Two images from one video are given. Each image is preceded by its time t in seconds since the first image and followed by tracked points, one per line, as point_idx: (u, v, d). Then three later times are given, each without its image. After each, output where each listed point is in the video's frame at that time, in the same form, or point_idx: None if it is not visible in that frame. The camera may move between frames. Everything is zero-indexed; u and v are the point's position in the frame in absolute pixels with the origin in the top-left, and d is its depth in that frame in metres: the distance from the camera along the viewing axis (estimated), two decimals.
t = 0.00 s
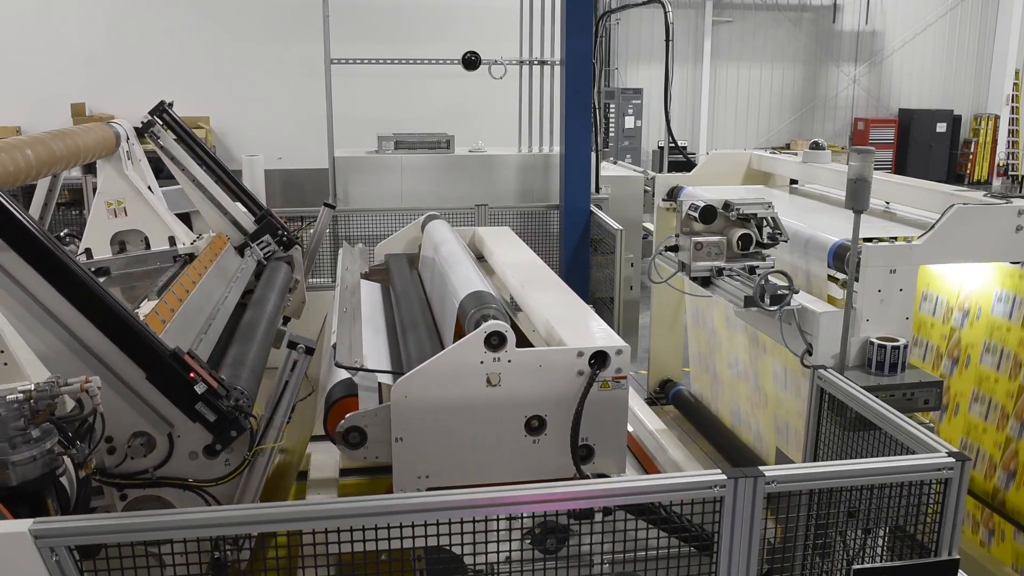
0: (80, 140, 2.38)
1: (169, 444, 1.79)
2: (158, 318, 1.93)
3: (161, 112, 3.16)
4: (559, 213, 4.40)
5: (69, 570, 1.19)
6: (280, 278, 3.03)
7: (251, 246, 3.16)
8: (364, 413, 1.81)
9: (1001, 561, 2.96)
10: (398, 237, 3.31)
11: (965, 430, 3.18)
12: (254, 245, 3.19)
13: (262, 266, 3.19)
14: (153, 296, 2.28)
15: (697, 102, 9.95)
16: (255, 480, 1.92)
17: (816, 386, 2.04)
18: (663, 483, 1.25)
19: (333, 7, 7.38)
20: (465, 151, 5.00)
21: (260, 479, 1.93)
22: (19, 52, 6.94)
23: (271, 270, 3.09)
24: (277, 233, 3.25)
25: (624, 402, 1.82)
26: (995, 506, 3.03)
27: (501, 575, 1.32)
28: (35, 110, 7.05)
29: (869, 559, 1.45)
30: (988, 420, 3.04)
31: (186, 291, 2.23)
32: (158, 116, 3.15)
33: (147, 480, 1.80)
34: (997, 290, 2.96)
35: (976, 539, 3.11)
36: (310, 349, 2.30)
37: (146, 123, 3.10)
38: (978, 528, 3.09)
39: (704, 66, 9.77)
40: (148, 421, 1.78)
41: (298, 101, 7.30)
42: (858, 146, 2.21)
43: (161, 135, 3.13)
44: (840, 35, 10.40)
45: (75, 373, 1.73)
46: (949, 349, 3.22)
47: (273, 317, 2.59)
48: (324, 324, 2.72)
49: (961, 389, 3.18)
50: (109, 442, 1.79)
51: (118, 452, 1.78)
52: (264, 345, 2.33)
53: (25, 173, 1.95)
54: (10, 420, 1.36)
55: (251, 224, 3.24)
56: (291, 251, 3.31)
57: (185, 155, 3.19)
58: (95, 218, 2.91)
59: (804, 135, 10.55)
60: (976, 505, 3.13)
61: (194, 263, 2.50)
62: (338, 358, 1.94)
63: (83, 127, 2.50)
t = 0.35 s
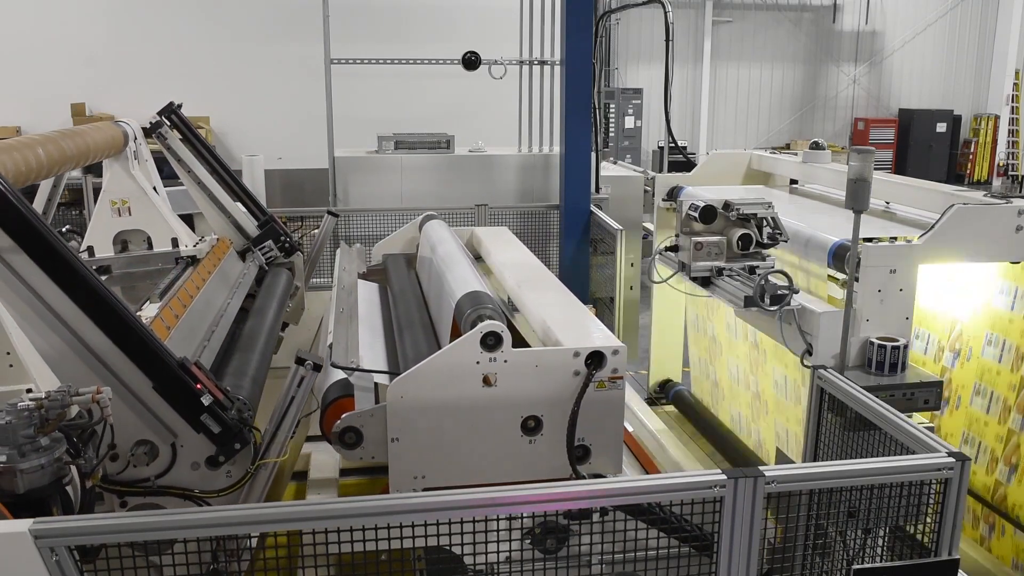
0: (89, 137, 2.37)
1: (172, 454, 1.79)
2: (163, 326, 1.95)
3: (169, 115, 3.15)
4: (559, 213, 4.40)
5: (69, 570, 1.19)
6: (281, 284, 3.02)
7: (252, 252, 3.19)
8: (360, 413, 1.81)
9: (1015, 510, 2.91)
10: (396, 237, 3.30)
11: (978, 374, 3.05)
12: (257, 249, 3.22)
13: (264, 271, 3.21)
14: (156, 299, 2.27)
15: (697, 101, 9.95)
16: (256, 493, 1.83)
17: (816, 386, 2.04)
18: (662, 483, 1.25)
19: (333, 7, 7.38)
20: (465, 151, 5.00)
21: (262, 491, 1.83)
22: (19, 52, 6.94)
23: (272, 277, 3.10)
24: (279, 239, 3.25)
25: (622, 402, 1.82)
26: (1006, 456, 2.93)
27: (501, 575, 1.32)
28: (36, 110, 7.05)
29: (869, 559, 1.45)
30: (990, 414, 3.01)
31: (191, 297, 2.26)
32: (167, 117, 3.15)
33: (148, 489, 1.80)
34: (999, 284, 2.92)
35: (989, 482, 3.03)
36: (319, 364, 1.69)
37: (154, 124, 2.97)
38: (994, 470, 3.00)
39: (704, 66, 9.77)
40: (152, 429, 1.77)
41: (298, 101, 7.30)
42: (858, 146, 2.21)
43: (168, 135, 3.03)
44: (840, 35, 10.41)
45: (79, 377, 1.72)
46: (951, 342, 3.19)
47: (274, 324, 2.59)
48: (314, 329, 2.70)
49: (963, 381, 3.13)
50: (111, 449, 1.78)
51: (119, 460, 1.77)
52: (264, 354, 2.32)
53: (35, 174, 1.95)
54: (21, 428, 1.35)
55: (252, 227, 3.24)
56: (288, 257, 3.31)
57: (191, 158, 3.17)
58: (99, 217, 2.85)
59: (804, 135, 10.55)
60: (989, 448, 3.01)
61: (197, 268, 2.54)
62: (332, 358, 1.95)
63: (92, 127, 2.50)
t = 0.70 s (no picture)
0: (97, 136, 2.37)
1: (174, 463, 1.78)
2: (167, 331, 1.97)
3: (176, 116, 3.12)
4: (559, 213, 4.39)
5: (69, 570, 1.19)
6: (281, 292, 3.00)
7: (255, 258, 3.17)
8: (356, 414, 1.81)
9: (1016, 501, 2.94)
10: (393, 237, 3.29)
11: (992, 317, 2.98)
12: (258, 254, 3.20)
13: (266, 277, 3.19)
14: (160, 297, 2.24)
15: (697, 101, 9.94)
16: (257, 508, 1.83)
17: (816, 385, 2.05)
18: (663, 483, 1.25)
19: (333, 7, 7.38)
20: (465, 151, 5.00)
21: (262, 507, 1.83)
22: (19, 52, 6.94)
23: (273, 283, 3.09)
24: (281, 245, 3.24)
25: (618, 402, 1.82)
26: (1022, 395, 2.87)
27: (501, 575, 1.32)
28: (36, 110, 7.06)
29: (869, 559, 1.45)
30: (993, 406, 3.01)
31: (194, 303, 2.29)
32: (174, 118, 3.12)
33: (149, 496, 1.80)
34: (1001, 276, 2.92)
35: (1004, 423, 2.97)
36: (326, 380, 1.70)
37: (163, 124, 3.05)
38: (1010, 410, 2.93)
39: (704, 66, 9.77)
40: (156, 438, 1.76)
41: (297, 100, 7.29)
42: (858, 146, 2.21)
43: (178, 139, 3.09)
44: (840, 35, 10.41)
45: (84, 380, 1.71)
46: (952, 336, 3.18)
47: (274, 331, 2.59)
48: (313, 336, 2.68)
49: (976, 326, 3.05)
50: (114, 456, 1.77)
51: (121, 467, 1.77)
52: (264, 360, 2.31)
53: (47, 173, 1.94)
54: (29, 436, 1.34)
55: (256, 231, 3.25)
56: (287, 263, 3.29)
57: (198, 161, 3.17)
58: (103, 215, 2.85)
59: (804, 135, 10.55)
60: (1003, 391, 2.95)
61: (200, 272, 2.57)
62: (328, 358, 1.95)
63: (99, 126, 2.48)
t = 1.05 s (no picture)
0: (107, 137, 2.37)
1: (175, 473, 1.77)
2: (171, 337, 2.00)
3: (185, 118, 3.16)
4: (559, 213, 4.39)
5: (69, 570, 1.19)
6: (280, 300, 2.97)
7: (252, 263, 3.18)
8: (353, 414, 1.81)
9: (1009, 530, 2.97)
10: (390, 238, 3.29)
11: (984, 346, 3.04)
12: (259, 259, 3.21)
13: (267, 282, 3.19)
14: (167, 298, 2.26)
15: (697, 101, 9.94)
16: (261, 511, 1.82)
17: (816, 386, 2.04)
18: (662, 483, 1.25)
19: (333, 7, 7.38)
20: (465, 151, 5.00)
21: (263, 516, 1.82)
22: (19, 53, 6.94)
23: (273, 288, 3.08)
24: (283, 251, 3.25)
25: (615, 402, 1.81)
26: (1014, 426, 2.91)
27: (501, 575, 1.32)
28: (36, 110, 7.06)
29: (869, 559, 1.45)
30: (985, 435, 3.07)
31: (197, 310, 2.31)
32: (183, 119, 3.16)
33: (148, 504, 1.79)
34: (994, 306, 2.98)
35: (997, 453, 3.01)
36: (332, 398, 1.67)
37: (170, 125, 3.09)
38: (1001, 441, 2.99)
39: (704, 66, 9.77)
40: (159, 447, 1.75)
41: (297, 100, 7.29)
42: (858, 146, 2.21)
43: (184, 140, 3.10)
44: (840, 35, 10.40)
45: (87, 383, 1.69)
46: (946, 364, 3.25)
47: (274, 337, 2.58)
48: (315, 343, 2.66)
49: (969, 355, 3.12)
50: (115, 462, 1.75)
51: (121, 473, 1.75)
52: (264, 367, 2.30)
53: (58, 174, 1.93)
54: (38, 445, 1.36)
55: (258, 236, 3.25)
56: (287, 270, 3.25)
57: (205, 163, 3.18)
58: (106, 214, 2.86)
59: (805, 135, 10.54)
60: (995, 420, 3.00)
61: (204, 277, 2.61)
62: (324, 358, 1.95)
63: (110, 128, 2.49)
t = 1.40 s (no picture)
0: (116, 137, 2.37)
1: (176, 483, 1.70)
2: (175, 344, 1.97)
3: (193, 120, 3.11)
4: (559, 213, 4.38)
5: (69, 570, 1.19)
6: (279, 309, 2.94)
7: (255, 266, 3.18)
8: (349, 414, 1.82)
9: None
10: (388, 237, 3.29)
11: (986, 339, 3.03)
12: (261, 264, 3.21)
13: (267, 287, 3.18)
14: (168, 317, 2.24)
15: (697, 101, 9.94)
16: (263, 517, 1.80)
17: (816, 386, 2.04)
18: (662, 483, 1.25)
19: (333, 7, 7.38)
20: (465, 151, 5.00)
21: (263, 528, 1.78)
22: (19, 53, 6.94)
23: (274, 294, 3.07)
24: (285, 257, 3.25)
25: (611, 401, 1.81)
26: (1016, 418, 2.91)
27: (501, 575, 1.32)
28: (36, 110, 7.06)
29: (869, 559, 1.45)
30: (999, 378, 2.98)
31: (201, 317, 2.26)
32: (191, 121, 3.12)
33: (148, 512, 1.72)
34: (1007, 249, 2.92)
35: (998, 446, 3.01)
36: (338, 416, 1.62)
37: (179, 127, 3.03)
38: (1003, 433, 2.98)
39: (704, 66, 9.77)
40: (162, 456, 1.68)
41: (297, 101, 7.28)
42: (858, 146, 2.21)
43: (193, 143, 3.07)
44: (840, 35, 10.41)
45: (92, 388, 1.63)
46: (959, 309, 3.17)
47: (274, 344, 2.59)
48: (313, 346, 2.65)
49: (982, 298, 3.04)
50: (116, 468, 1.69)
51: (124, 479, 1.70)
52: (264, 378, 2.30)
53: (69, 173, 1.91)
54: (47, 452, 1.35)
55: (260, 242, 3.25)
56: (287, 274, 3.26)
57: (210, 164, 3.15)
58: (109, 213, 2.79)
59: (805, 135, 10.54)
60: (997, 414, 3.00)
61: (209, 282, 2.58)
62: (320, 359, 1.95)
63: (118, 129, 2.47)
